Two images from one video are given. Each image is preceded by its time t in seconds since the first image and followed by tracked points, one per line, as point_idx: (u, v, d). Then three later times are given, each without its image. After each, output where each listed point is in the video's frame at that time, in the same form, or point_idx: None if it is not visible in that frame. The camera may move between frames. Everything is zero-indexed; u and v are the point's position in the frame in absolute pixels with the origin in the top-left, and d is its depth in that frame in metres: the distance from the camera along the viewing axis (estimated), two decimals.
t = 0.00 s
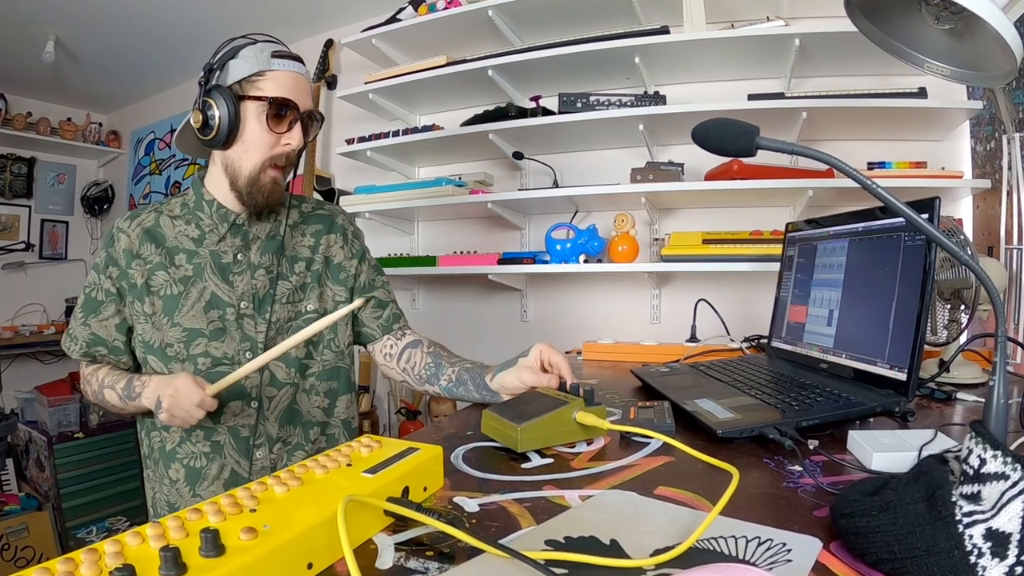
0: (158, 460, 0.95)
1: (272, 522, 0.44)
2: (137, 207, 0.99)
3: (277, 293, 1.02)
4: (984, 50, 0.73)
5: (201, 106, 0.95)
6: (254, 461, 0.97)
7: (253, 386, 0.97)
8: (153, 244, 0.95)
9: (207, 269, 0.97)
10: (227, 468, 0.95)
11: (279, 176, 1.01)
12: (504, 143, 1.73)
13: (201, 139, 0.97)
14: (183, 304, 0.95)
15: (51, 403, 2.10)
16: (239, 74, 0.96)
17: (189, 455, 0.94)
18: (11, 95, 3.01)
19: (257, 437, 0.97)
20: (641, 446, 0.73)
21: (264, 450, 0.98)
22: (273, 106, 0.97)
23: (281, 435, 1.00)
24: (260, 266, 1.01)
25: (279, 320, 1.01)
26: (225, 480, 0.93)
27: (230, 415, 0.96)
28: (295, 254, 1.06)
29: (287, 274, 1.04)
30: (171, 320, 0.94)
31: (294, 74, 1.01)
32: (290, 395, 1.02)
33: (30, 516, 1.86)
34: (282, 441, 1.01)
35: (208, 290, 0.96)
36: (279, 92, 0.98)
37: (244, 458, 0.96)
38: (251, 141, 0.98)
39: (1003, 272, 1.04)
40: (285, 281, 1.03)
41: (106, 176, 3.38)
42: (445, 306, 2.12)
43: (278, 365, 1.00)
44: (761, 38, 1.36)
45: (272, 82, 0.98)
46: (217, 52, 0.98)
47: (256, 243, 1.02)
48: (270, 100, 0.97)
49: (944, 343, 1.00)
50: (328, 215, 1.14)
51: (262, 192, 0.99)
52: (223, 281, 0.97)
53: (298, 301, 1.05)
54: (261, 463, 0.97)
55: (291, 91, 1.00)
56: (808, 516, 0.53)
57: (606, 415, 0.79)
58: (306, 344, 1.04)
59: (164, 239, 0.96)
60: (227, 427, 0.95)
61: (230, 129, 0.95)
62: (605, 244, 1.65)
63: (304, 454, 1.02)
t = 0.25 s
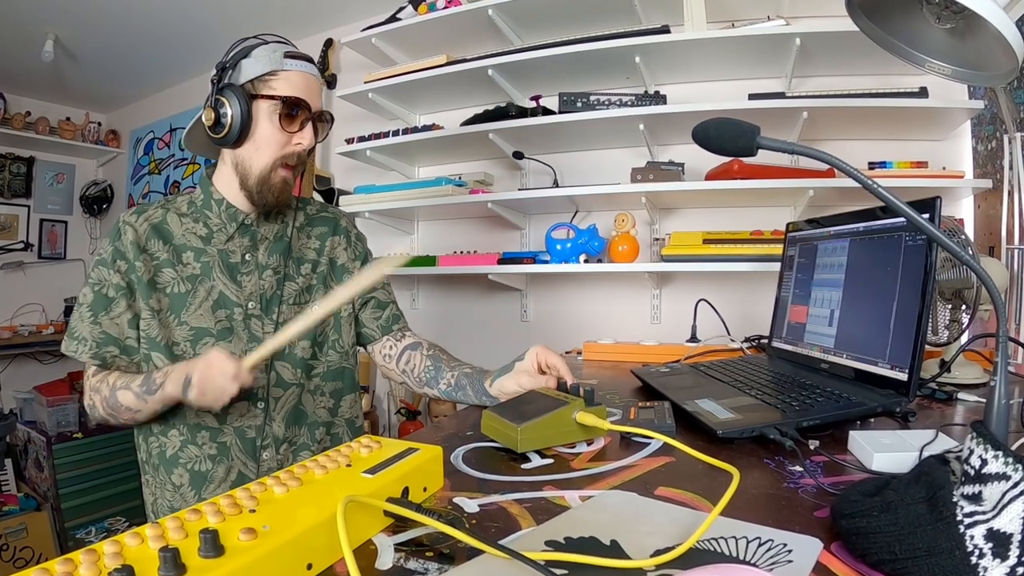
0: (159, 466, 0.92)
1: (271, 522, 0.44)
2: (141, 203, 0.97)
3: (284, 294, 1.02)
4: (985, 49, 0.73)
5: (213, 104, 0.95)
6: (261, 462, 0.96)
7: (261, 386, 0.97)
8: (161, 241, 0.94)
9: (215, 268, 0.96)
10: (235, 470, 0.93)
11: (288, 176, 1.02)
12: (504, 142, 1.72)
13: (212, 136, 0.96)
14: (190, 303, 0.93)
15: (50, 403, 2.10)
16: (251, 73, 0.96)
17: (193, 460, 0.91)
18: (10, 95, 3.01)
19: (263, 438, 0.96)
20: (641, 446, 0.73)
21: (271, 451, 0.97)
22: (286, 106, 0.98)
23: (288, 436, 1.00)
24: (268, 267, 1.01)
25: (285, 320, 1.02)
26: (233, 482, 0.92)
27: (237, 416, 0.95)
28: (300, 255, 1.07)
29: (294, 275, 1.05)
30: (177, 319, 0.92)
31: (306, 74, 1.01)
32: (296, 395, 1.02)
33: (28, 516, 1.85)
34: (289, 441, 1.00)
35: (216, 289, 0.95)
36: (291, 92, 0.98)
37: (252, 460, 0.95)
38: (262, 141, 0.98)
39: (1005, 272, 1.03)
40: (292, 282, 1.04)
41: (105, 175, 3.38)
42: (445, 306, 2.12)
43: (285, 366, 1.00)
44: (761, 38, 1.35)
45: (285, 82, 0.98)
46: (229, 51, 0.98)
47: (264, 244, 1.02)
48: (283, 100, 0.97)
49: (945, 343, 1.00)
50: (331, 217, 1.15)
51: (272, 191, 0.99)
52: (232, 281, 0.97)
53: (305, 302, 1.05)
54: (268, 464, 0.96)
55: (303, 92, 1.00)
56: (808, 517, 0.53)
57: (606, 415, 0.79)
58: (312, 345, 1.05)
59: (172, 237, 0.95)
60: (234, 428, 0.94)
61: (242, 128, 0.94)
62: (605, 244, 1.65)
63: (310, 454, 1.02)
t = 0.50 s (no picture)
0: (162, 472, 0.87)
1: (270, 523, 0.44)
2: (150, 195, 0.94)
3: (292, 294, 1.03)
4: (986, 48, 0.73)
5: (227, 101, 0.95)
6: (270, 462, 0.96)
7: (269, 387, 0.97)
8: (173, 235, 0.92)
9: (226, 266, 0.95)
10: (244, 471, 0.93)
11: (300, 174, 1.01)
12: (504, 142, 1.72)
13: (224, 133, 0.96)
14: (200, 301, 0.92)
15: (49, 403, 2.10)
16: (265, 72, 0.96)
17: (197, 465, 0.88)
18: (9, 94, 3.01)
19: (271, 438, 0.96)
20: (641, 447, 0.73)
21: (279, 450, 0.97)
22: (299, 105, 0.98)
23: (295, 436, 1.00)
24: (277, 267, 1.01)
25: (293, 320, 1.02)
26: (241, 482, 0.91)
27: (245, 416, 0.94)
28: (307, 256, 1.08)
29: (301, 276, 1.05)
30: (187, 316, 0.91)
31: (320, 74, 1.01)
32: (302, 396, 1.02)
33: (27, 517, 1.85)
34: (296, 441, 1.00)
35: (226, 288, 0.95)
36: (305, 91, 0.99)
37: (261, 460, 0.95)
38: (275, 138, 0.98)
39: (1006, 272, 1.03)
40: (299, 283, 1.05)
41: (104, 175, 3.38)
42: (445, 307, 2.12)
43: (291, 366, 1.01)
44: (762, 37, 1.35)
45: (298, 81, 0.98)
46: (243, 49, 0.98)
47: (272, 245, 1.03)
48: (296, 99, 0.97)
49: (945, 343, 0.99)
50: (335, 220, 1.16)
51: (283, 189, 0.99)
52: (242, 280, 0.96)
53: (311, 303, 1.06)
54: (276, 463, 0.97)
55: (316, 91, 1.00)
56: (809, 518, 0.53)
57: (606, 415, 0.79)
58: (318, 346, 1.06)
59: (182, 232, 0.94)
60: (241, 427, 0.93)
61: (255, 126, 0.94)
62: (605, 243, 1.64)
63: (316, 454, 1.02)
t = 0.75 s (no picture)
0: (163, 470, 0.87)
1: (270, 524, 0.43)
2: (151, 192, 0.95)
3: (293, 292, 1.03)
4: (986, 48, 0.73)
5: (229, 101, 0.95)
6: (270, 459, 0.96)
7: (270, 385, 0.97)
8: (174, 231, 0.92)
9: (227, 262, 0.95)
10: (244, 468, 0.92)
11: (300, 174, 1.01)
12: (504, 142, 1.72)
13: (226, 132, 0.96)
14: (201, 297, 0.92)
15: (48, 404, 2.09)
16: (267, 72, 0.96)
17: (198, 461, 0.87)
18: (8, 94, 3.00)
19: (271, 435, 0.96)
20: (642, 447, 0.72)
21: (279, 448, 0.97)
22: (300, 105, 0.97)
23: (295, 434, 1.00)
24: (278, 265, 1.01)
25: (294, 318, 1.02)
26: (242, 480, 0.91)
27: (245, 413, 0.94)
28: (308, 254, 1.07)
29: (302, 274, 1.05)
30: (188, 312, 0.90)
31: (321, 75, 1.01)
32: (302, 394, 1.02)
33: (26, 517, 1.85)
34: (295, 439, 1.00)
35: (226, 284, 0.94)
36: (306, 91, 0.98)
37: (259, 457, 0.94)
38: (275, 138, 0.97)
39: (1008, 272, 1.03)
40: (301, 281, 1.04)
41: (103, 175, 3.38)
42: (445, 307, 2.11)
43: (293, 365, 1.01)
44: (762, 36, 1.35)
45: (299, 81, 0.97)
46: (245, 50, 0.97)
47: (275, 243, 1.02)
48: (297, 98, 0.97)
49: (946, 344, 0.99)
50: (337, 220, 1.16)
51: (283, 189, 0.99)
52: (243, 277, 0.96)
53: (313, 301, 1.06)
54: (277, 461, 0.96)
55: (318, 91, 1.00)
56: (809, 518, 0.53)
57: (606, 416, 0.79)
58: (318, 344, 1.05)
59: (184, 228, 0.94)
60: (241, 424, 0.93)
61: (256, 125, 0.94)
62: (605, 243, 1.64)
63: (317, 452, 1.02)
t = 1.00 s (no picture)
0: (161, 473, 0.87)
1: (269, 524, 0.43)
2: (146, 198, 0.95)
3: (289, 293, 1.02)
4: (988, 47, 0.72)
5: (225, 102, 0.94)
6: (269, 461, 0.96)
7: (269, 386, 0.97)
8: (168, 235, 0.92)
9: (222, 265, 0.94)
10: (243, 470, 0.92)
11: (298, 176, 1.01)
12: (504, 142, 1.72)
13: (223, 134, 0.95)
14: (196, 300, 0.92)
15: (46, 404, 2.09)
16: (264, 74, 0.95)
17: (196, 465, 0.87)
18: (7, 93, 3.00)
19: (270, 437, 0.96)
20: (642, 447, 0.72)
21: (278, 450, 0.97)
22: (298, 106, 0.97)
23: (294, 435, 1.00)
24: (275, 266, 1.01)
25: (291, 319, 1.02)
26: (240, 482, 0.91)
27: (244, 414, 0.94)
28: (305, 255, 1.07)
29: (299, 275, 1.05)
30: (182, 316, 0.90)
31: (318, 76, 1.01)
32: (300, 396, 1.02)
33: (25, 517, 1.85)
34: (295, 441, 1.00)
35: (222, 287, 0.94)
36: (303, 92, 0.98)
37: (258, 459, 0.94)
38: (273, 140, 0.97)
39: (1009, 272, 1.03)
40: (297, 282, 1.04)
41: (102, 174, 3.37)
42: (445, 307, 2.11)
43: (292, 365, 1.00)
44: (762, 36, 1.35)
45: (296, 83, 0.97)
46: (241, 51, 0.97)
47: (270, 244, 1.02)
48: (295, 100, 0.97)
49: (947, 344, 0.99)
50: (334, 220, 1.15)
51: (281, 190, 0.99)
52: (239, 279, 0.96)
53: (310, 301, 1.06)
54: (276, 463, 0.96)
55: (315, 93, 1.00)
56: (810, 518, 0.52)
57: (606, 416, 0.79)
58: (317, 345, 1.06)
59: (178, 232, 0.94)
60: (240, 425, 0.93)
61: (254, 127, 0.94)
62: (605, 243, 1.64)
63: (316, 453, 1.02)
